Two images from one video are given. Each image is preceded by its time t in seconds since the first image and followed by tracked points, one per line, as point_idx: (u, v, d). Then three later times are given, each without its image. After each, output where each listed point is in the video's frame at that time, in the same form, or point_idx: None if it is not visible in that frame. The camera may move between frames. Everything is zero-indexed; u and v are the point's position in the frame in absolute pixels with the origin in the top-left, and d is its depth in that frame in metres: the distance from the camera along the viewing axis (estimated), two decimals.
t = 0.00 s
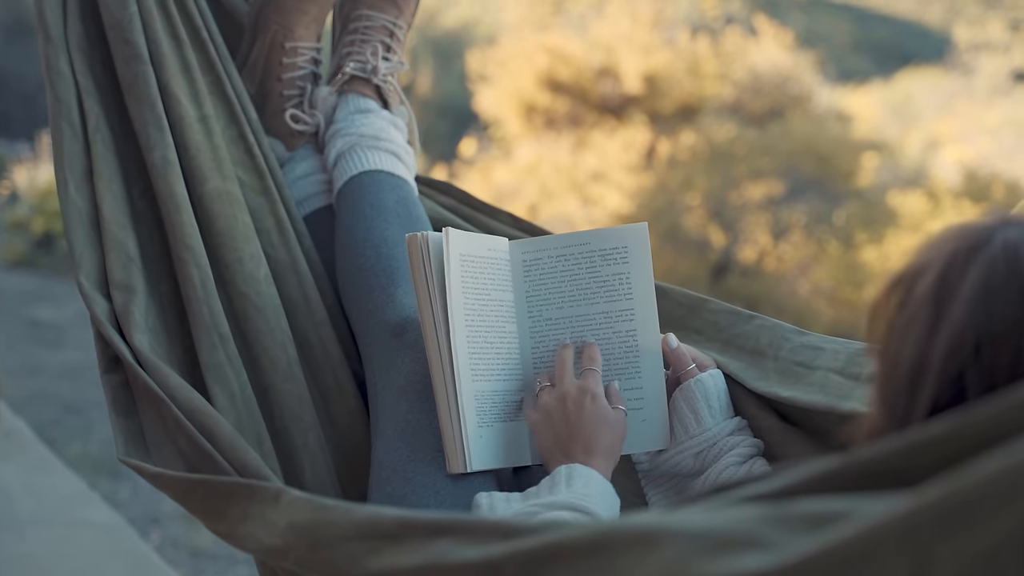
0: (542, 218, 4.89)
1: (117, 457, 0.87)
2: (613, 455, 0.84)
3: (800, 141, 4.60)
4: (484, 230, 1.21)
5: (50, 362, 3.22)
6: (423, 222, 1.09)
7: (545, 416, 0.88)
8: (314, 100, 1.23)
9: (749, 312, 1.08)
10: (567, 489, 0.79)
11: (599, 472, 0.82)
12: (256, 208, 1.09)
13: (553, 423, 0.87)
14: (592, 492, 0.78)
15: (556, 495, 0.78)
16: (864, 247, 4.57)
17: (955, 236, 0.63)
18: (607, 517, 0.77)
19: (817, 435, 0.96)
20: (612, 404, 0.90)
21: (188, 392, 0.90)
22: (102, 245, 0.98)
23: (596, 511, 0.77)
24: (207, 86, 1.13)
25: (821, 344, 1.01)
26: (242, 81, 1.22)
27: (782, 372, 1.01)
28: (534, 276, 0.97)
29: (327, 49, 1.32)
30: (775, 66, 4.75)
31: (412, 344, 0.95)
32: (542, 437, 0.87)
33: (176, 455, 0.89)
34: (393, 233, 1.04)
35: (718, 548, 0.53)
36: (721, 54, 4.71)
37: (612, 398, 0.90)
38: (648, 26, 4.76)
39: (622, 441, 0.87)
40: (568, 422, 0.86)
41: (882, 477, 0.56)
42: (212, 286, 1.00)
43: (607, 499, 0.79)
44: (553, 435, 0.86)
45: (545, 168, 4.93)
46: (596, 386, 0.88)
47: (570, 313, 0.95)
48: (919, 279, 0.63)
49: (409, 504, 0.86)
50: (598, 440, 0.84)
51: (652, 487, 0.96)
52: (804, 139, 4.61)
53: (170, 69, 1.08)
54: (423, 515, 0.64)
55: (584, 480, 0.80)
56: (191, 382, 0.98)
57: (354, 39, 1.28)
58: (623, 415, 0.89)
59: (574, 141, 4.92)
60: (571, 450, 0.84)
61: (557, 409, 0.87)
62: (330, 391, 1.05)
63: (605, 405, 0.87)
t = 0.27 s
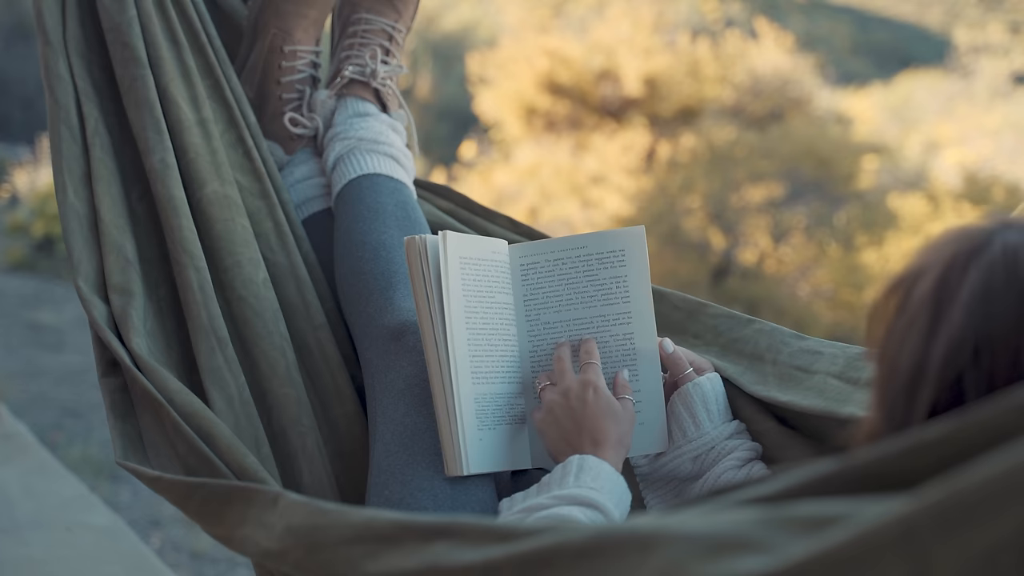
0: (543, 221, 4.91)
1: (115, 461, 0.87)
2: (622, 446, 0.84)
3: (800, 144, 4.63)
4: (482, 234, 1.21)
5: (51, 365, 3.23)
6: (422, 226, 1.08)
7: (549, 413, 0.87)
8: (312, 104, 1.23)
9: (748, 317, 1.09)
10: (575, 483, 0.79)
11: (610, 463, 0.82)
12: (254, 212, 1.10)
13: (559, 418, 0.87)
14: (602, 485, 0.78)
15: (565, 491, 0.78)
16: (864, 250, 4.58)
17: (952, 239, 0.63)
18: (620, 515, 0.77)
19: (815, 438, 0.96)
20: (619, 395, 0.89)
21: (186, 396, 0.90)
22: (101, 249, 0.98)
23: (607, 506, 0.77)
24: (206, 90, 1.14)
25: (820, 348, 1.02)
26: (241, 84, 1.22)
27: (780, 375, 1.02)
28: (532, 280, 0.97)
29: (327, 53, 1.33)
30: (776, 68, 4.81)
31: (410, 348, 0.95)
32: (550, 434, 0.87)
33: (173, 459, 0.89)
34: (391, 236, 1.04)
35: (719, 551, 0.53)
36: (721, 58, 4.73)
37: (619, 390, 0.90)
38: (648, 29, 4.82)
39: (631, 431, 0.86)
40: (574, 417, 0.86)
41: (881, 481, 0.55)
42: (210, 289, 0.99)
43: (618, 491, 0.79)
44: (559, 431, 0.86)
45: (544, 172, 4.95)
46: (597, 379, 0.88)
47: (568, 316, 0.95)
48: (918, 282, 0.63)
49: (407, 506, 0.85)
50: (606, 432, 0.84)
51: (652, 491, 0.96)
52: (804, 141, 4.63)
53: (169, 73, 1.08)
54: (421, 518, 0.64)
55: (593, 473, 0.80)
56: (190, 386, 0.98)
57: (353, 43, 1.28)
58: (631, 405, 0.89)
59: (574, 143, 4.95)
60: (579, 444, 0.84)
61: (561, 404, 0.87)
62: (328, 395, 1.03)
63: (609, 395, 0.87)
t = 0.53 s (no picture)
0: (543, 219, 4.92)
1: (111, 460, 0.87)
2: (625, 440, 0.84)
3: (801, 143, 4.64)
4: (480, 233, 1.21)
5: (51, 364, 3.23)
6: (420, 224, 1.08)
7: (551, 408, 0.86)
8: (311, 103, 1.23)
9: (745, 317, 1.09)
10: (578, 477, 0.79)
11: (614, 457, 0.82)
12: (251, 211, 1.10)
13: (560, 410, 0.86)
14: (605, 480, 0.79)
15: (568, 485, 0.79)
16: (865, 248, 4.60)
17: (949, 239, 0.63)
18: (623, 513, 0.77)
19: (812, 439, 0.96)
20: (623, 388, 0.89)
21: (183, 395, 0.90)
22: (98, 248, 0.98)
23: (610, 503, 0.77)
24: (205, 89, 1.14)
25: (817, 349, 1.02)
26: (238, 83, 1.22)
27: (778, 376, 1.02)
28: (529, 279, 0.97)
29: (326, 52, 1.33)
30: (777, 68, 4.77)
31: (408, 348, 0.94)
32: (553, 430, 0.86)
33: (169, 457, 0.89)
34: (389, 235, 1.04)
35: (716, 549, 0.53)
36: (722, 57, 4.72)
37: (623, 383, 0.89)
38: (650, 29, 4.80)
39: (634, 423, 0.86)
40: (577, 411, 0.85)
41: (878, 480, 0.55)
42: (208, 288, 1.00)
43: (622, 486, 0.80)
44: (561, 424, 0.85)
45: (546, 171, 4.95)
46: (600, 372, 0.87)
47: (565, 316, 0.95)
48: (914, 282, 0.63)
49: (405, 504, 0.85)
50: (610, 426, 0.83)
51: (648, 491, 0.96)
52: (805, 141, 4.63)
53: (167, 71, 1.08)
54: (417, 517, 0.64)
55: (598, 468, 0.80)
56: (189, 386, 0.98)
57: (351, 41, 1.28)
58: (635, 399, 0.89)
59: (576, 142, 4.95)
60: (581, 439, 0.84)
61: (563, 397, 0.86)
62: (326, 394, 1.03)
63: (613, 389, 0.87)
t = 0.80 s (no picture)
0: (543, 221, 4.93)
1: (105, 461, 0.88)
2: (628, 436, 0.84)
3: (802, 145, 4.67)
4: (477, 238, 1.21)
5: (52, 366, 3.23)
6: (416, 227, 1.08)
7: (552, 409, 0.87)
8: (308, 105, 1.23)
9: (742, 322, 1.09)
10: (579, 476, 0.79)
11: (616, 456, 0.82)
12: (248, 213, 1.10)
13: (560, 409, 0.86)
14: (605, 478, 0.78)
15: (569, 483, 0.78)
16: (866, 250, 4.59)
17: (945, 243, 0.63)
18: (624, 512, 0.77)
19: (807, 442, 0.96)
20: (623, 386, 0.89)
21: (177, 397, 0.90)
22: (93, 250, 0.98)
23: (612, 501, 0.77)
24: (201, 91, 1.14)
25: (814, 354, 1.02)
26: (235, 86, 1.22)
27: (774, 380, 1.02)
28: (524, 282, 0.96)
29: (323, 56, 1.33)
30: (778, 69, 4.86)
31: (402, 350, 0.94)
32: (553, 430, 0.86)
33: (162, 459, 0.89)
34: (384, 238, 1.04)
35: (709, 550, 0.53)
36: (722, 57, 4.80)
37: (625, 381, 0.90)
38: (649, 29, 4.88)
39: (636, 420, 0.86)
40: (577, 410, 0.85)
41: (871, 482, 0.56)
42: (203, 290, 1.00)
43: (623, 484, 0.79)
44: (562, 424, 0.85)
45: (546, 173, 4.97)
46: (598, 372, 0.88)
47: (560, 320, 0.94)
48: (911, 286, 0.63)
49: (399, 506, 0.84)
50: (612, 423, 0.84)
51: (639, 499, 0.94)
52: (805, 141, 4.69)
53: (163, 74, 1.09)
54: (410, 519, 0.64)
55: (599, 466, 0.80)
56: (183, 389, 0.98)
57: (349, 44, 1.28)
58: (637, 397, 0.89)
59: (576, 143, 4.97)
60: (582, 437, 0.84)
61: (563, 397, 0.86)
62: (320, 397, 1.03)
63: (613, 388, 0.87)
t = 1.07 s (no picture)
0: (543, 221, 4.95)
1: (93, 460, 0.88)
2: (626, 435, 0.83)
3: (802, 144, 4.69)
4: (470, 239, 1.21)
5: (53, 364, 3.23)
6: (409, 227, 1.09)
7: (549, 407, 0.86)
8: (301, 105, 1.24)
9: (734, 325, 1.09)
10: (575, 473, 0.77)
11: (613, 454, 0.80)
12: (240, 212, 1.10)
13: (558, 406, 0.85)
14: (601, 475, 0.77)
15: (565, 480, 0.77)
16: (867, 249, 4.60)
17: (937, 243, 0.63)
18: (620, 511, 0.76)
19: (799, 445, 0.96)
20: (623, 382, 0.89)
21: (166, 396, 0.90)
22: (84, 249, 0.98)
23: (608, 500, 0.76)
24: (195, 89, 1.14)
25: (806, 358, 1.01)
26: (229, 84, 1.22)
27: (767, 385, 1.02)
28: (515, 282, 0.96)
29: (318, 54, 1.33)
30: (778, 68, 4.87)
31: (393, 351, 0.94)
32: (550, 427, 0.85)
33: (152, 458, 0.89)
34: (377, 238, 1.04)
35: (694, 549, 0.53)
36: (723, 57, 4.83)
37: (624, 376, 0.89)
38: (649, 29, 4.90)
39: (635, 418, 0.85)
40: (575, 407, 0.84)
41: (856, 482, 0.55)
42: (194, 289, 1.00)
43: (619, 483, 0.78)
44: (559, 421, 0.84)
45: (547, 173, 4.99)
46: (595, 368, 0.86)
47: (552, 321, 0.94)
48: (901, 286, 0.64)
49: (389, 505, 0.85)
50: (609, 421, 0.83)
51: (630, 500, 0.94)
52: (806, 140, 4.72)
53: (156, 72, 1.09)
54: (396, 518, 0.64)
55: (596, 464, 0.78)
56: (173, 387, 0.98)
57: (343, 44, 1.28)
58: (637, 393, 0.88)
59: (576, 143, 5.01)
60: (580, 434, 0.83)
61: (560, 393, 0.86)
62: (311, 397, 1.03)
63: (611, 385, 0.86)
